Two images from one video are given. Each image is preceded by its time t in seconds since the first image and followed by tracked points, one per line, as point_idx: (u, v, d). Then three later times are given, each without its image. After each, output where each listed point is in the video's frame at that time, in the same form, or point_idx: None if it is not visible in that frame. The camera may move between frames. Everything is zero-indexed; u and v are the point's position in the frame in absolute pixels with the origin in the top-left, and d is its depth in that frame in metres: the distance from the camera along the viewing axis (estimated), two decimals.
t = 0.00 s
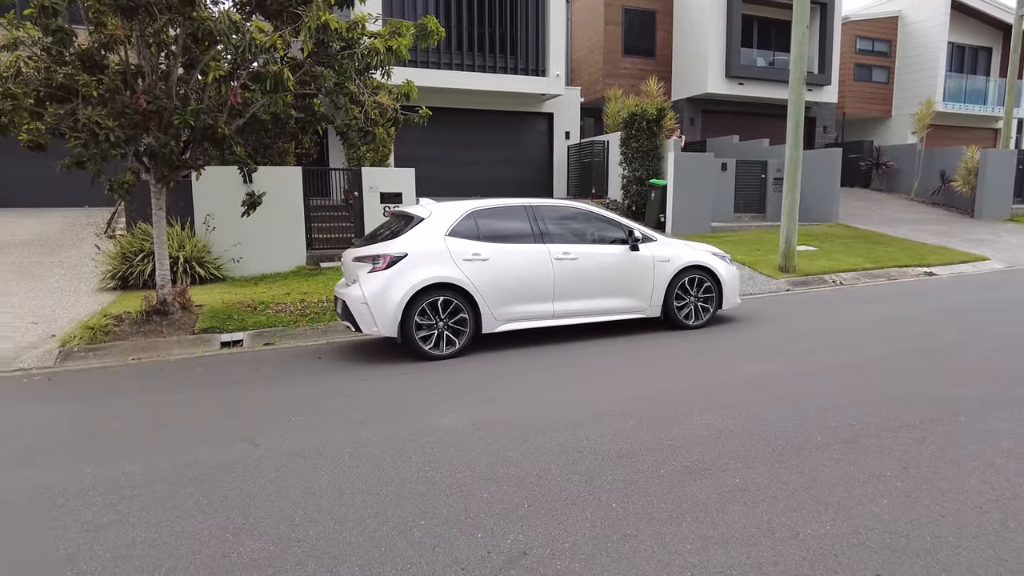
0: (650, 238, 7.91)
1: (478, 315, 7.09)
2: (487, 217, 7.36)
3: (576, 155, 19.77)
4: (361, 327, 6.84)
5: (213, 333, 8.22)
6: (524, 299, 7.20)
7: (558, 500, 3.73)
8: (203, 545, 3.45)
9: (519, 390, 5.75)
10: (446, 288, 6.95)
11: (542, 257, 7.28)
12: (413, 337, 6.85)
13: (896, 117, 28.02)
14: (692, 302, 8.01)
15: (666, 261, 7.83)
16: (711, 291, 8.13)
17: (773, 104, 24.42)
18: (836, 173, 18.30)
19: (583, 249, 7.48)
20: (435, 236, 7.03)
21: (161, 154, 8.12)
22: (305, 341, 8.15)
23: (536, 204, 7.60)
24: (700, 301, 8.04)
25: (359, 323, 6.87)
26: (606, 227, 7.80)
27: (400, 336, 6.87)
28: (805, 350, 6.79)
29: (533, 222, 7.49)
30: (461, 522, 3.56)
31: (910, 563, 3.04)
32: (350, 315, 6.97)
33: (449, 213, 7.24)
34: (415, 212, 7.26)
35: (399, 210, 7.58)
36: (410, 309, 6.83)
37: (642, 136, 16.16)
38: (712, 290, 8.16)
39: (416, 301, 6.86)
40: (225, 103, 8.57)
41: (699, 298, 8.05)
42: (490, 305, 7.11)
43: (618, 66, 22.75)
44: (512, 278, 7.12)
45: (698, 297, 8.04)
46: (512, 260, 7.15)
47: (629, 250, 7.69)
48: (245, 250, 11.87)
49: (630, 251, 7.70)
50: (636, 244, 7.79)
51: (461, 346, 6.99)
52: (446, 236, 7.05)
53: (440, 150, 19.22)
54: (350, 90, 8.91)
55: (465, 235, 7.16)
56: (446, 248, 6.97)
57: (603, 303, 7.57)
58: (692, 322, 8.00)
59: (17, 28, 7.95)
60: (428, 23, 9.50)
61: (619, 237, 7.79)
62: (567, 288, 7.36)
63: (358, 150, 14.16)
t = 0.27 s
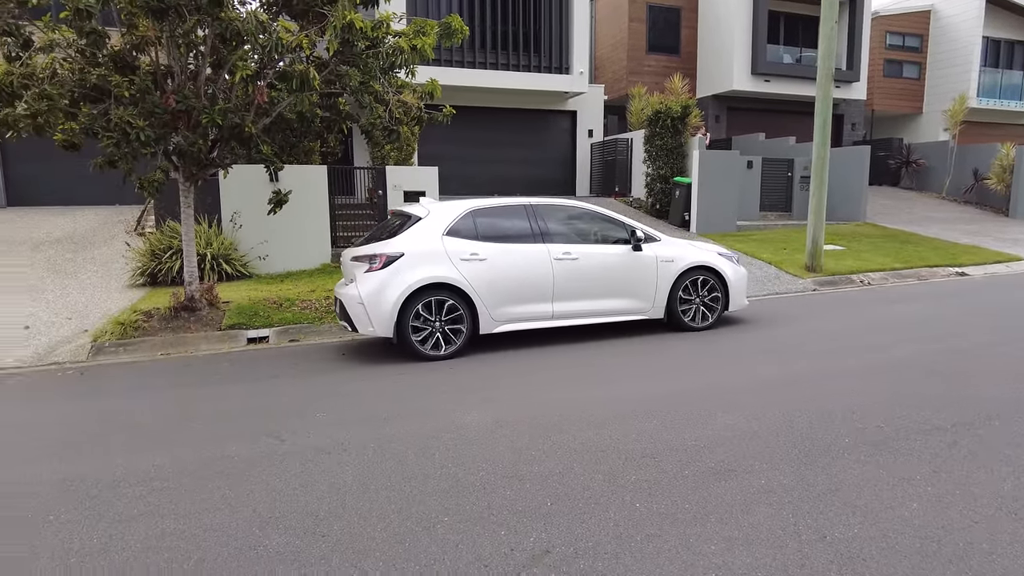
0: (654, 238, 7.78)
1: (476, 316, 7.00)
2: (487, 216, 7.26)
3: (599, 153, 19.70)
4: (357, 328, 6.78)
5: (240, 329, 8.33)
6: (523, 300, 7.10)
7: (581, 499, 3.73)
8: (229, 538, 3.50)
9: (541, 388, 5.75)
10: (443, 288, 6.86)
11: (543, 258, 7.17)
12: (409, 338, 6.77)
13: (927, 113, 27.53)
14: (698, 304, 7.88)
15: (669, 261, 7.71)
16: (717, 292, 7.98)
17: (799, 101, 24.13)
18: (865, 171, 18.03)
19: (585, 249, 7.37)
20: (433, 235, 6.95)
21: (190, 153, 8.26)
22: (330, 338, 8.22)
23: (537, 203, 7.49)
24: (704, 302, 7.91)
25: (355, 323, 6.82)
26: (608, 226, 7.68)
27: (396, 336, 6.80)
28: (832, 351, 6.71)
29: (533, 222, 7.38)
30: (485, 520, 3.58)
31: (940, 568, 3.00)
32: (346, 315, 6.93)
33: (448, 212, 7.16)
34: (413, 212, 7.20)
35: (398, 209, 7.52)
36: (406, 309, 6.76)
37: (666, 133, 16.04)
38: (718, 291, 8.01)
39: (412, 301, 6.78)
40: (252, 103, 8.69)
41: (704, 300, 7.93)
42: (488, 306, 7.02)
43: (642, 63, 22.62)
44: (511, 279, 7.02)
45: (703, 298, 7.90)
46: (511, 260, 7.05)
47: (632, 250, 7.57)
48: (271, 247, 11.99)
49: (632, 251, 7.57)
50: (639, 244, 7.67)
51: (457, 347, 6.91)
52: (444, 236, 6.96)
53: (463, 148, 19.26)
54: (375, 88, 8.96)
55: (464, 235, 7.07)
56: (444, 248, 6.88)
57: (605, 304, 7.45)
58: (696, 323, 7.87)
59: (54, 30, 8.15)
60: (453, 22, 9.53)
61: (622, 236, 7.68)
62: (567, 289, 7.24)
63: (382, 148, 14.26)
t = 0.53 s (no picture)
0: (655, 237, 7.68)
1: (472, 316, 6.98)
2: (484, 214, 7.24)
3: (623, 151, 19.61)
4: (353, 327, 6.82)
5: (266, 325, 8.43)
6: (520, 300, 7.06)
7: (605, 498, 3.73)
8: (255, 530, 3.55)
9: (564, 387, 5.75)
10: (438, 287, 6.86)
11: (541, 257, 7.12)
12: (403, 338, 6.77)
13: (961, 109, 26.97)
14: (701, 305, 7.73)
15: (671, 261, 7.60)
16: (721, 292, 7.85)
17: (827, 98, 23.80)
18: (895, 168, 17.73)
19: (584, 248, 7.31)
20: (429, 234, 6.94)
21: (218, 151, 8.36)
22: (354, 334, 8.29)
23: (535, 202, 7.44)
24: (708, 302, 7.77)
25: (351, 323, 6.85)
26: (609, 225, 7.60)
27: (391, 335, 6.81)
28: (859, 351, 6.61)
29: (531, 221, 7.33)
30: (508, 517, 3.59)
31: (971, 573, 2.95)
32: (343, 314, 6.96)
33: (444, 211, 7.15)
34: (410, 211, 7.21)
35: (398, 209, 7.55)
36: (401, 309, 6.76)
37: (691, 130, 15.91)
38: (722, 291, 7.88)
39: (407, 300, 6.79)
40: (278, 101, 8.78)
41: (708, 300, 7.78)
42: (484, 306, 6.99)
43: (667, 60, 22.45)
44: (508, 278, 6.98)
45: (707, 299, 7.76)
46: (508, 259, 7.01)
47: (632, 249, 7.48)
48: (297, 245, 12.13)
49: (633, 250, 7.49)
50: (640, 243, 7.58)
51: (453, 347, 6.89)
52: (440, 235, 6.95)
53: (486, 146, 19.28)
54: (399, 87, 9.00)
55: (461, 234, 7.05)
56: (440, 247, 6.87)
57: (604, 305, 7.37)
58: (699, 324, 7.73)
59: (87, 31, 8.29)
60: (477, 20, 9.53)
61: (623, 236, 7.60)
62: (565, 289, 7.19)
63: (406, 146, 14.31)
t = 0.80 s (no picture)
0: (655, 237, 7.52)
1: (465, 316, 6.89)
2: (479, 212, 7.14)
3: (646, 148, 19.49)
4: (345, 326, 6.79)
5: (291, 321, 8.52)
6: (515, 300, 6.96)
7: (627, 497, 3.72)
8: (279, 524, 3.59)
9: (586, 386, 5.73)
10: (431, 287, 6.79)
11: (536, 257, 7.01)
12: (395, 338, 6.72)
13: (995, 104, 26.40)
14: (702, 306, 7.57)
15: (672, 261, 7.44)
16: (724, 293, 7.66)
17: (855, 94, 23.43)
18: (925, 166, 17.40)
19: (581, 248, 7.17)
20: (423, 233, 6.87)
21: (244, 148, 8.46)
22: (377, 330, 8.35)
23: (532, 200, 7.32)
24: (710, 303, 7.58)
25: (344, 322, 6.82)
26: (608, 224, 7.46)
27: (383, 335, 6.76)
28: (888, 352, 6.50)
29: (527, 220, 7.21)
30: (529, 514, 3.59)
31: None
32: (336, 313, 6.94)
33: (438, 210, 7.07)
34: (404, 209, 7.16)
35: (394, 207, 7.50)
36: (393, 308, 6.71)
37: (716, 127, 15.75)
38: (725, 292, 7.69)
39: (399, 300, 6.73)
40: (303, 100, 8.85)
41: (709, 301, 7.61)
42: (478, 306, 6.89)
43: (691, 56, 22.25)
44: (502, 278, 6.89)
45: (708, 299, 7.58)
46: (502, 259, 6.91)
47: (631, 248, 7.33)
48: (321, 242, 12.25)
49: (631, 250, 7.34)
50: (639, 243, 7.42)
51: (446, 347, 6.81)
52: (433, 234, 6.88)
53: (509, 144, 19.29)
54: (422, 84, 9.05)
55: (455, 233, 6.97)
56: (433, 246, 6.80)
57: (602, 305, 7.24)
58: (700, 325, 7.56)
59: (118, 32, 8.43)
60: (500, 17, 9.52)
61: (622, 235, 7.45)
62: (561, 289, 7.07)
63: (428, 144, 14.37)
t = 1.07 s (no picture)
0: (651, 236, 7.42)
1: (456, 316, 6.86)
2: (471, 211, 7.10)
3: (668, 145, 19.37)
4: (335, 325, 6.79)
5: (314, 317, 8.59)
6: (505, 299, 6.91)
7: (649, 496, 3.70)
8: (303, 518, 3.63)
9: (607, 385, 5.71)
10: (421, 287, 6.76)
11: (527, 256, 6.96)
12: (384, 337, 6.70)
13: None
14: (698, 306, 7.44)
15: (667, 261, 7.32)
16: (721, 293, 7.53)
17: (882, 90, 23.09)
18: (955, 164, 17.09)
19: (573, 247, 7.10)
20: (413, 232, 6.85)
21: (268, 146, 8.56)
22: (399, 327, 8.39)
23: (525, 198, 7.26)
24: (707, 304, 7.46)
25: (334, 321, 6.82)
26: (603, 224, 7.37)
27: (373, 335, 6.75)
28: (915, 353, 6.41)
29: (519, 219, 7.15)
30: (551, 512, 3.60)
31: None
32: (327, 312, 6.94)
33: (429, 209, 7.04)
34: (397, 208, 7.14)
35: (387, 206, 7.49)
36: (382, 308, 6.69)
37: (739, 125, 15.60)
38: (723, 293, 7.56)
39: (389, 299, 6.71)
40: (326, 98, 8.93)
41: (706, 301, 7.47)
42: (468, 306, 6.85)
43: (714, 53, 22.08)
44: (493, 277, 6.84)
45: (705, 300, 7.46)
46: (493, 258, 6.86)
47: (626, 248, 7.24)
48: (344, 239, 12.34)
49: (626, 249, 7.24)
50: (634, 242, 7.32)
51: (436, 346, 6.78)
52: (424, 233, 6.85)
53: (530, 142, 19.28)
54: (444, 83, 9.07)
55: (446, 232, 6.94)
56: (423, 245, 6.77)
57: (595, 305, 7.16)
58: (697, 326, 7.44)
59: (147, 32, 8.56)
60: (521, 14, 9.51)
61: (617, 234, 7.35)
62: (553, 289, 7.00)
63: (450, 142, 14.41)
